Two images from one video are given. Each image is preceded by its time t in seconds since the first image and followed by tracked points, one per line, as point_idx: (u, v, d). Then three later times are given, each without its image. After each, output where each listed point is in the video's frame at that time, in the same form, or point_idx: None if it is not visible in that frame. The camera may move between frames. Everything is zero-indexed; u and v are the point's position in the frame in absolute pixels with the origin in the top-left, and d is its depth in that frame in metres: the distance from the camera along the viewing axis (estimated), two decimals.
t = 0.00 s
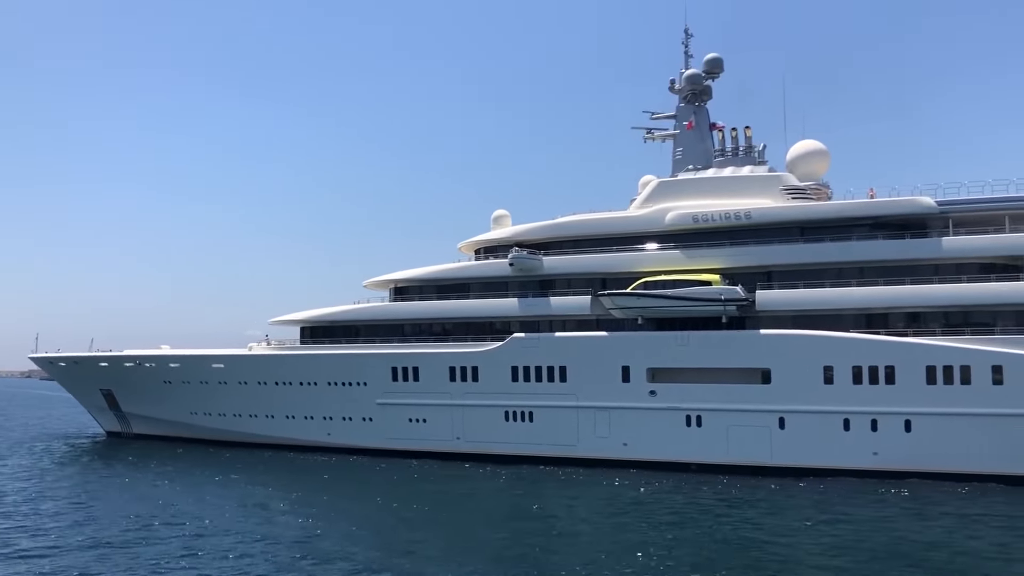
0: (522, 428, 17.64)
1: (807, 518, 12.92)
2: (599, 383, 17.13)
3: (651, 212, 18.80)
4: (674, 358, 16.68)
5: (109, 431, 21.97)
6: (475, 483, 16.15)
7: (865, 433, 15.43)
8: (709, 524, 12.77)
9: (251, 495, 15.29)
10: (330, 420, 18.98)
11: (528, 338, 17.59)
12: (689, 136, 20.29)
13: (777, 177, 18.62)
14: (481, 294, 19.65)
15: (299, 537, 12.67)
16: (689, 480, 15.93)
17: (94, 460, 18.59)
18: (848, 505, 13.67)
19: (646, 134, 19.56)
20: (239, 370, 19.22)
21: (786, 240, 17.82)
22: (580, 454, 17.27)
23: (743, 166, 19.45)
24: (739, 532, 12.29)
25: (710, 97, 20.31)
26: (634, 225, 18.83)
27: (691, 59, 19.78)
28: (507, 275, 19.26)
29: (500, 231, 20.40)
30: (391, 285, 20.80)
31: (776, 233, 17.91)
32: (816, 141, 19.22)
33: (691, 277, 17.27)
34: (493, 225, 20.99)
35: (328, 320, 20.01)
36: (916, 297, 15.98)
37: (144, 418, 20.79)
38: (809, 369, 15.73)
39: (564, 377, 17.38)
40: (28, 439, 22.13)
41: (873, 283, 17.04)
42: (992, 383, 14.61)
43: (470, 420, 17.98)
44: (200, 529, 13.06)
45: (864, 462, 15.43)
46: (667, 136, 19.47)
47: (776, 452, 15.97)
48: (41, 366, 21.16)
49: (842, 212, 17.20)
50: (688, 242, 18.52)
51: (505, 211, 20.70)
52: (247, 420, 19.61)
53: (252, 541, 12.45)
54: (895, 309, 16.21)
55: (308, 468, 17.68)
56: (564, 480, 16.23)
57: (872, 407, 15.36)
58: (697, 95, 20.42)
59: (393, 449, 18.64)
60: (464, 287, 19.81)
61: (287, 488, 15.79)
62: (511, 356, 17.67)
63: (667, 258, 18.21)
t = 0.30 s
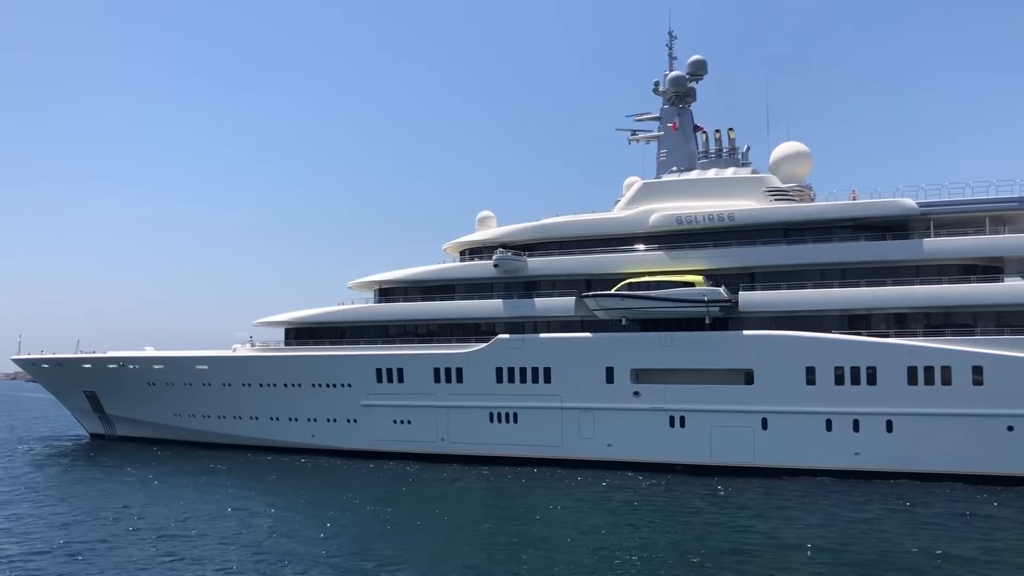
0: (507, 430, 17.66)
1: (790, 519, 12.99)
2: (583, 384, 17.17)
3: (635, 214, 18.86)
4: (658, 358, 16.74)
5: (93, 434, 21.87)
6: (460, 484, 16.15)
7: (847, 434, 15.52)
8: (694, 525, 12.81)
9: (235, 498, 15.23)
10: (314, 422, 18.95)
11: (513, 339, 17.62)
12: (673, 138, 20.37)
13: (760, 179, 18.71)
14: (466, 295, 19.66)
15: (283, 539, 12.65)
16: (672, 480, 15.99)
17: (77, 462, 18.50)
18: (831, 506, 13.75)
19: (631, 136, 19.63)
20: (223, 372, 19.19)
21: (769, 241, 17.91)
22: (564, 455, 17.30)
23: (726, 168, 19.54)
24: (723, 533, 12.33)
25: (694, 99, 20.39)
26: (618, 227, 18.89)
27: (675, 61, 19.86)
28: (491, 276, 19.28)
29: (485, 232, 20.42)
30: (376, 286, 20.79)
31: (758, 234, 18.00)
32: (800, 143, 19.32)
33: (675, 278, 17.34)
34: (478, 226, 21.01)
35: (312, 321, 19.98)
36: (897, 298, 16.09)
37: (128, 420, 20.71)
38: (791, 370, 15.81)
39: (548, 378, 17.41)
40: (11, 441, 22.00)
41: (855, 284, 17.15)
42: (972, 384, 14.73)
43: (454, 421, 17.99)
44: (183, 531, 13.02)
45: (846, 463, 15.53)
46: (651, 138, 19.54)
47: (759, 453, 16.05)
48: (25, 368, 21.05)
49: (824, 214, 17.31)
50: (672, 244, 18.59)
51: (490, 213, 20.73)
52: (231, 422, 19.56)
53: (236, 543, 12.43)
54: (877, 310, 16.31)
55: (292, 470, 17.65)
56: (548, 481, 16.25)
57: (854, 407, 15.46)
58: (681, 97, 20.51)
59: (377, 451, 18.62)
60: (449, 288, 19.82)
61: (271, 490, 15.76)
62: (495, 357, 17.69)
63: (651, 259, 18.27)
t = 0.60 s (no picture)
0: (491, 430, 17.67)
1: (774, 518, 13.05)
2: (567, 384, 17.21)
3: (619, 214, 18.91)
4: (642, 359, 16.78)
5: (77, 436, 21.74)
6: (445, 485, 16.16)
7: (830, 433, 15.62)
8: (678, 524, 12.86)
9: (220, 500, 15.18)
10: (298, 423, 18.91)
11: (498, 340, 17.64)
12: (657, 139, 20.43)
13: (743, 180, 18.79)
14: (451, 296, 19.67)
15: (268, 540, 12.63)
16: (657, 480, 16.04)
17: (61, 465, 18.41)
18: (814, 505, 13.83)
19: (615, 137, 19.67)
20: (208, 373, 19.14)
21: (752, 241, 17.99)
22: (549, 455, 17.32)
23: (710, 169, 19.61)
24: (708, 532, 12.39)
25: (678, 100, 20.47)
26: (602, 227, 18.93)
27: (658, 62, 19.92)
28: (476, 277, 19.30)
29: (470, 233, 20.43)
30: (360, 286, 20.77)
31: (741, 235, 18.08)
32: (783, 143, 19.41)
33: (658, 278, 17.39)
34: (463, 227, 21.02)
35: (297, 322, 19.94)
36: (879, 298, 16.19)
37: (112, 422, 20.62)
38: (774, 370, 15.89)
39: (533, 378, 17.43)
40: None
41: (837, 284, 17.25)
42: (953, 383, 14.85)
43: (439, 422, 17.99)
44: (168, 534, 12.99)
45: (829, 462, 15.62)
46: (636, 139, 19.59)
47: (742, 452, 16.12)
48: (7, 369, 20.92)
49: (807, 214, 17.39)
50: (656, 244, 18.65)
51: (475, 213, 20.74)
52: (216, 423, 19.50)
53: (221, 545, 12.40)
54: (860, 310, 16.41)
55: (277, 471, 17.61)
56: (533, 481, 16.28)
57: (836, 407, 15.55)
58: (665, 98, 20.57)
59: (362, 452, 18.60)
60: (434, 289, 19.83)
61: (255, 492, 15.72)
62: (480, 357, 17.70)
63: (635, 259, 18.32)
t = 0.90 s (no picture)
0: (475, 431, 17.68)
1: (757, 518, 13.11)
2: (551, 385, 17.23)
3: (602, 215, 18.95)
4: (626, 359, 16.82)
5: (59, 438, 21.61)
6: (428, 487, 16.14)
7: (812, 433, 15.70)
8: (663, 524, 12.90)
9: (203, 502, 15.12)
10: (282, 425, 18.85)
11: (482, 341, 17.64)
12: (640, 140, 20.49)
13: (726, 181, 18.87)
14: (435, 297, 19.66)
15: (251, 543, 12.59)
16: (640, 481, 16.09)
17: (42, 468, 18.29)
18: (797, 505, 13.90)
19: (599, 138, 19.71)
20: (190, 375, 19.06)
21: (734, 242, 18.06)
22: (533, 456, 17.34)
23: (693, 170, 19.68)
24: (692, 532, 12.43)
25: (661, 101, 20.52)
26: (586, 228, 18.97)
27: (642, 63, 19.97)
28: (460, 278, 19.30)
29: (454, 234, 20.43)
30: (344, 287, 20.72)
31: (723, 236, 18.16)
32: (761, 144, 19.56)
33: (641, 279, 17.43)
34: (447, 227, 21.01)
35: (281, 323, 19.90)
36: (860, 299, 16.28)
37: (94, 424, 20.51)
38: (756, 370, 15.97)
39: (517, 379, 17.45)
40: None
41: (818, 284, 17.34)
42: (933, 383, 14.96)
43: (423, 423, 17.98)
44: (150, 537, 12.93)
45: (810, 461, 15.71)
46: (619, 140, 19.63)
47: (725, 452, 16.19)
48: None
49: (789, 216, 17.48)
50: (639, 245, 18.70)
51: (459, 214, 20.74)
52: (199, 425, 19.42)
53: (203, 548, 12.36)
54: (841, 311, 16.51)
55: (259, 473, 17.55)
56: (517, 482, 16.30)
57: (818, 407, 15.64)
58: (648, 99, 20.63)
59: (345, 453, 18.56)
60: (418, 290, 19.82)
61: (238, 495, 15.67)
62: (464, 358, 17.70)
63: (619, 260, 18.37)
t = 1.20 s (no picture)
0: (457, 434, 17.67)
1: (739, 520, 13.17)
2: (533, 387, 17.25)
3: (584, 218, 19.00)
4: (608, 362, 16.86)
5: (39, 442, 21.47)
6: (409, 489, 16.12)
7: (792, 435, 15.78)
8: (645, 527, 12.95)
9: (184, 506, 15.04)
10: (263, 428, 18.78)
11: (464, 343, 17.64)
12: (623, 143, 20.55)
13: (707, 184, 18.95)
14: (417, 299, 19.65)
15: (230, 547, 12.56)
16: (621, 483, 16.12)
17: (21, 471, 18.17)
18: (778, 507, 13.98)
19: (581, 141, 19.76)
20: (171, 377, 18.98)
21: (715, 245, 18.14)
22: (514, 459, 17.35)
23: (674, 173, 19.76)
24: (675, 535, 12.48)
25: (644, 105, 20.60)
26: (568, 231, 19.02)
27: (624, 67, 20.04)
28: (443, 280, 19.30)
29: (436, 236, 20.43)
30: (326, 290, 20.69)
31: (704, 239, 18.24)
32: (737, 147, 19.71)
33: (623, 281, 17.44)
34: (429, 230, 21.00)
35: (263, 326, 19.84)
36: (839, 301, 16.38)
37: (75, 427, 20.38)
38: (736, 372, 16.04)
39: (499, 382, 17.45)
40: None
41: (798, 287, 17.43)
42: (911, 386, 15.08)
43: (405, 426, 17.95)
44: (129, 542, 12.87)
45: (790, 463, 15.79)
46: (602, 143, 19.68)
47: (706, 454, 16.24)
48: None
49: (769, 219, 17.57)
50: (621, 247, 18.75)
51: (441, 216, 20.74)
52: (180, 428, 19.33)
53: (182, 553, 12.31)
54: (821, 314, 16.60)
55: (240, 476, 17.48)
56: (499, 485, 16.30)
57: (798, 409, 15.72)
58: (630, 102, 20.70)
59: (326, 456, 18.51)
60: (401, 292, 19.81)
61: (218, 498, 15.61)
62: (446, 361, 17.70)
63: (600, 263, 18.41)
